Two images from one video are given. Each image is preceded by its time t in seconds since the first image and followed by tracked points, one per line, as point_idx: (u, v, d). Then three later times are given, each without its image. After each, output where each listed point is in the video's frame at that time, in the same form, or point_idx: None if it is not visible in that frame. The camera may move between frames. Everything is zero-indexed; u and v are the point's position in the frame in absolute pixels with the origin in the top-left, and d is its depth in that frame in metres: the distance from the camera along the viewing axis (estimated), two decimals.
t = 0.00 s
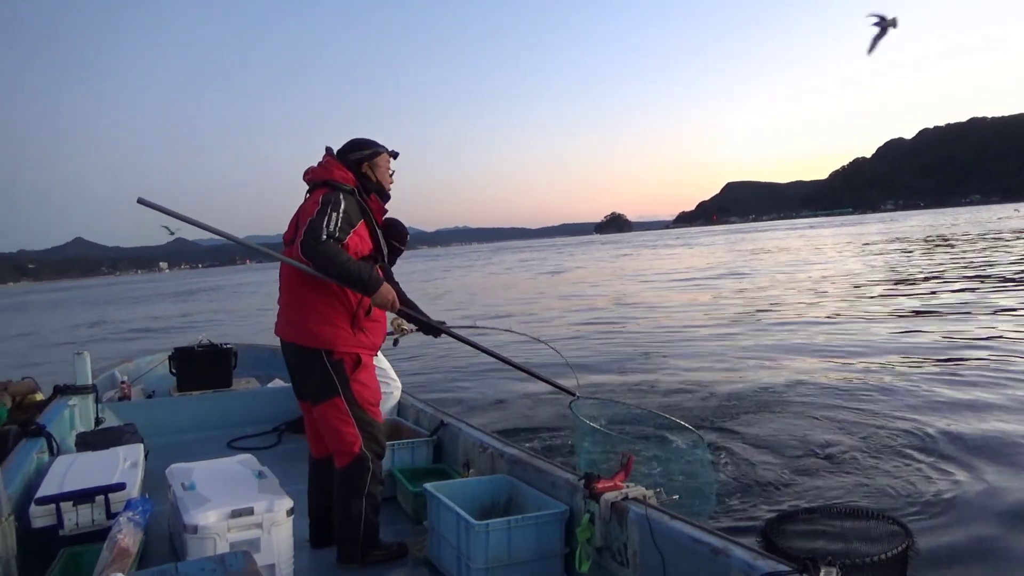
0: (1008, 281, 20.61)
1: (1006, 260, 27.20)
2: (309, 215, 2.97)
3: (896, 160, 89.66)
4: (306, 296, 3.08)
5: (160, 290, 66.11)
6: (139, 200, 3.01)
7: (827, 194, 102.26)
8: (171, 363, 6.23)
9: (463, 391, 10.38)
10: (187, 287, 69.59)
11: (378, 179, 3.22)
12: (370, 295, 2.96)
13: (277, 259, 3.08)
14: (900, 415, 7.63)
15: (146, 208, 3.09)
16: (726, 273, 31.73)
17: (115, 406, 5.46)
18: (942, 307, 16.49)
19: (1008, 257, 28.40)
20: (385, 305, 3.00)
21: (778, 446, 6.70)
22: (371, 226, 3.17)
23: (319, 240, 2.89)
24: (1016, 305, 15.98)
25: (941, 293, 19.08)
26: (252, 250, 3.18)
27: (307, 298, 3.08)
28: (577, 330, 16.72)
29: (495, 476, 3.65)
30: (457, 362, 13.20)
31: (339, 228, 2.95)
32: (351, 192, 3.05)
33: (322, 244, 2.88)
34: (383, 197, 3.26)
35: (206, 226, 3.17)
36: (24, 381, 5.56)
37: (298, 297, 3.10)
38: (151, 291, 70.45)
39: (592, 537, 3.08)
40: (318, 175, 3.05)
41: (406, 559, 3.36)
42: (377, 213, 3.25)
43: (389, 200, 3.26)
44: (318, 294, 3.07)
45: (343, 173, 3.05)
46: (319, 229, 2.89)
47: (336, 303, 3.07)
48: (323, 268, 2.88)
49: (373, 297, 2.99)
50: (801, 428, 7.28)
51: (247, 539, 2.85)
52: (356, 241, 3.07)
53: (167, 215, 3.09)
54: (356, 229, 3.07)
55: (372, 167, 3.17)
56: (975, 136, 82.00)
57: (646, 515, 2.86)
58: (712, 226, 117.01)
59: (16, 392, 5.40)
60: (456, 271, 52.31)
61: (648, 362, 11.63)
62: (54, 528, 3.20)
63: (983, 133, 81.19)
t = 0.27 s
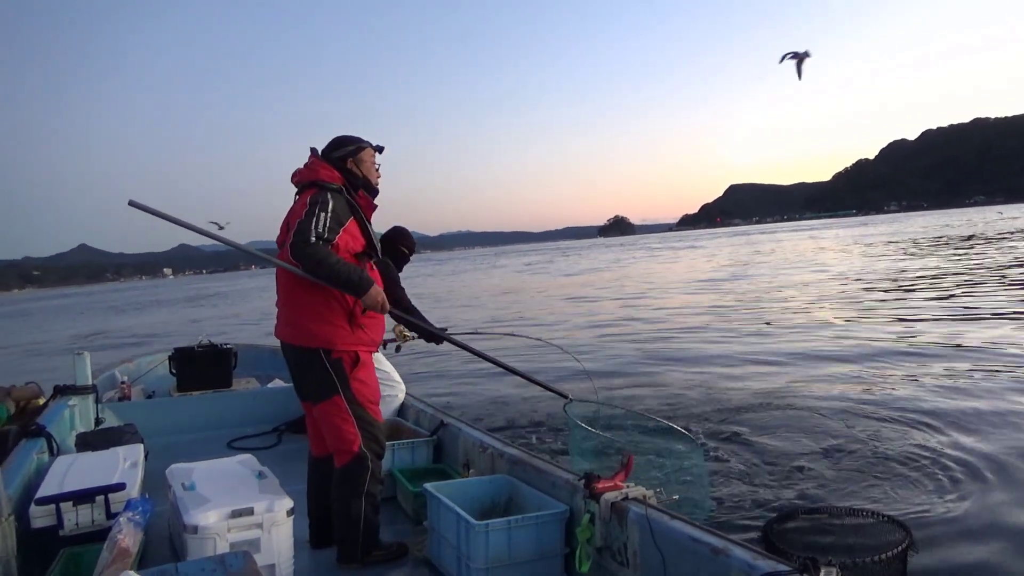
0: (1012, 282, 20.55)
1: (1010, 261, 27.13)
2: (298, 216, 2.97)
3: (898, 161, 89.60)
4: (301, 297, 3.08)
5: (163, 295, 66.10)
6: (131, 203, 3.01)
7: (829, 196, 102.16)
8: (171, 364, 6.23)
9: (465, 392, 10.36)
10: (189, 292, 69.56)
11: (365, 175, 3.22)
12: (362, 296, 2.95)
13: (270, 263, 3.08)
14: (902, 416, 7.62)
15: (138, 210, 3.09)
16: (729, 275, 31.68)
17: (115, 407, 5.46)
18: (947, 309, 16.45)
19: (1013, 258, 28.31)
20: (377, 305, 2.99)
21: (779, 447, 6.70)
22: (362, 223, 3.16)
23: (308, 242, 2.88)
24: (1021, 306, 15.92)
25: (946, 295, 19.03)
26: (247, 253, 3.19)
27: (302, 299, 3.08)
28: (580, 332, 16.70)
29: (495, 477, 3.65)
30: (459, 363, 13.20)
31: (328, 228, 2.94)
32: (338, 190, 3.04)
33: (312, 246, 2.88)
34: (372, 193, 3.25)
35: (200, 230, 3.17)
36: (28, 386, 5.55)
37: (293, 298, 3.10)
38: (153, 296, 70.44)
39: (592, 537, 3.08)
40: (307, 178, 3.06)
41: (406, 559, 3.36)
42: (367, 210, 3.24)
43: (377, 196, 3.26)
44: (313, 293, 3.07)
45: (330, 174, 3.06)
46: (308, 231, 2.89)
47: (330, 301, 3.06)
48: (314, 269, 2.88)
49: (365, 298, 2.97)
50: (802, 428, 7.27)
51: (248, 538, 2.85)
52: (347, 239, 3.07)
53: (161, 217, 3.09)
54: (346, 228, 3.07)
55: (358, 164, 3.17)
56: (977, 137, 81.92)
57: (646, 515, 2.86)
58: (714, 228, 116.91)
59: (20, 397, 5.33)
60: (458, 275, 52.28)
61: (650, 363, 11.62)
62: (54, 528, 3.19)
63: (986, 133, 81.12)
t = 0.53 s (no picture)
0: (1014, 284, 20.52)
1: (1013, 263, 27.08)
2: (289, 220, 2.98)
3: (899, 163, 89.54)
4: (300, 298, 3.08)
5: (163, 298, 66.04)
6: (126, 209, 3.03)
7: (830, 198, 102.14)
8: (171, 364, 6.23)
9: (465, 392, 10.36)
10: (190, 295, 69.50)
11: (352, 172, 3.23)
12: (356, 300, 2.95)
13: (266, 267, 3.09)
14: (902, 416, 7.63)
15: (134, 215, 3.12)
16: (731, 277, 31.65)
17: (115, 407, 5.46)
18: (949, 311, 16.43)
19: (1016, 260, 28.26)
20: (371, 309, 2.99)
21: (779, 447, 6.70)
22: (354, 220, 3.16)
23: (301, 245, 2.89)
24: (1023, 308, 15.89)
25: (948, 297, 19.00)
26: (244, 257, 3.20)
27: (301, 299, 3.08)
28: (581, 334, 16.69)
29: (495, 477, 3.65)
30: (461, 364, 13.21)
31: (320, 230, 2.94)
32: (327, 190, 3.05)
33: (306, 249, 2.89)
34: (359, 189, 3.25)
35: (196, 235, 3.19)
36: (30, 390, 5.51)
37: (291, 300, 3.11)
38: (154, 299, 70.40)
39: (593, 537, 3.08)
40: (295, 180, 3.06)
41: (406, 559, 3.36)
42: (357, 207, 3.24)
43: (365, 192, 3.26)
44: (311, 293, 3.07)
45: (317, 174, 3.06)
46: (300, 234, 2.90)
47: (327, 300, 3.06)
48: (307, 273, 2.88)
49: (358, 303, 2.96)
50: (802, 429, 7.28)
51: (248, 539, 2.85)
52: (341, 239, 3.07)
53: (157, 221, 3.11)
54: (339, 227, 3.07)
55: (343, 162, 3.18)
56: (979, 139, 81.87)
57: (645, 515, 2.86)
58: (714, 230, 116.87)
59: (23, 400, 5.31)
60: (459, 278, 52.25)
61: (651, 364, 11.62)
62: (54, 529, 3.19)
63: (988, 135, 81.13)
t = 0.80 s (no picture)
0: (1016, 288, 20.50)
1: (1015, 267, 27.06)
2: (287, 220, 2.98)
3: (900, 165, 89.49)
4: (300, 297, 3.08)
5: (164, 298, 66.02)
6: (128, 209, 3.04)
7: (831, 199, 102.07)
8: (171, 364, 6.23)
9: (466, 393, 10.36)
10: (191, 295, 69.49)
11: (348, 172, 3.23)
12: (355, 299, 2.95)
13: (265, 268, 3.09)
14: (902, 418, 7.62)
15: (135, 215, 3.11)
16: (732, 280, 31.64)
17: (115, 407, 5.45)
18: (950, 315, 16.42)
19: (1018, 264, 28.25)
20: (370, 308, 2.99)
21: (779, 448, 6.69)
22: (352, 219, 3.16)
23: (300, 246, 2.90)
24: None
25: (950, 300, 18.98)
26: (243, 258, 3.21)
27: (301, 298, 3.08)
28: (582, 335, 16.68)
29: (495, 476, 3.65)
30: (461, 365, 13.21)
31: (318, 230, 2.94)
32: (324, 190, 3.05)
33: (305, 250, 2.89)
34: (355, 188, 3.25)
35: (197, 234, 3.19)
36: (31, 386, 5.38)
37: (291, 300, 3.11)
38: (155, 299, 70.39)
39: (593, 537, 3.08)
40: (291, 181, 3.07)
41: (406, 559, 3.36)
42: (354, 207, 3.24)
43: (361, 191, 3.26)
44: (312, 292, 3.07)
45: (313, 175, 3.07)
46: (299, 234, 2.90)
47: (327, 299, 3.06)
48: (306, 274, 2.88)
49: (357, 302, 2.96)
50: (802, 429, 7.27)
51: (248, 539, 2.85)
52: (339, 238, 3.08)
53: (159, 223, 3.12)
54: (337, 227, 3.07)
55: (339, 161, 3.18)
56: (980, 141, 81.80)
57: (646, 515, 2.86)
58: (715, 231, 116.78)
59: (25, 399, 5.24)
60: (460, 279, 52.28)
61: (652, 366, 11.61)
62: (54, 529, 3.19)
63: (990, 137, 81.06)
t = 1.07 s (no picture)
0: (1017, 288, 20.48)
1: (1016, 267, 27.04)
2: (289, 220, 2.98)
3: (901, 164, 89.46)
4: (301, 296, 3.08)
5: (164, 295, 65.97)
6: (133, 205, 3.04)
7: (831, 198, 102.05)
8: (171, 364, 6.23)
9: (467, 392, 10.36)
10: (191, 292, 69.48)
11: (349, 172, 3.24)
12: (356, 299, 2.95)
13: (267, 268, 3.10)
14: (902, 417, 7.62)
15: (140, 212, 3.10)
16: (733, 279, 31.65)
17: (116, 407, 5.46)
18: (951, 314, 16.42)
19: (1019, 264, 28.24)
20: (372, 307, 2.99)
21: (778, 447, 6.70)
22: (353, 220, 3.16)
23: (303, 246, 2.89)
24: None
25: (950, 300, 18.97)
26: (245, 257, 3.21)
27: (302, 297, 3.08)
28: (582, 334, 16.68)
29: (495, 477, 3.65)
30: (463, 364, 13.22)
31: (320, 230, 2.95)
32: (325, 191, 3.05)
33: (307, 250, 2.89)
34: (356, 189, 3.25)
35: (200, 231, 3.20)
36: (33, 380, 5.37)
37: (293, 300, 3.11)
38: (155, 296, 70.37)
39: (593, 537, 3.09)
40: (292, 182, 3.07)
41: (407, 559, 3.36)
42: (355, 207, 3.24)
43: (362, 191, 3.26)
44: (314, 292, 3.07)
45: (315, 175, 3.07)
46: (301, 234, 2.90)
47: (327, 297, 3.06)
48: (308, 273, 2.88)
49: (358, 302, 2.96)
50: (802, 429, 7.27)
51: (248, 539, 2.85)
52: (341, 238, 3.08)
53: (164, 220, 3.13)
54: (338, 227, 3.07)
55: (339, 162, 3.18)
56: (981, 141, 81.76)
57: (646, 515, 2.86)
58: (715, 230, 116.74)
59: (26, 393, 5.21)
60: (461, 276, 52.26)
61: (652, 365, 11.60)
62: (54, 529, 3.19)
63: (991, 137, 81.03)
